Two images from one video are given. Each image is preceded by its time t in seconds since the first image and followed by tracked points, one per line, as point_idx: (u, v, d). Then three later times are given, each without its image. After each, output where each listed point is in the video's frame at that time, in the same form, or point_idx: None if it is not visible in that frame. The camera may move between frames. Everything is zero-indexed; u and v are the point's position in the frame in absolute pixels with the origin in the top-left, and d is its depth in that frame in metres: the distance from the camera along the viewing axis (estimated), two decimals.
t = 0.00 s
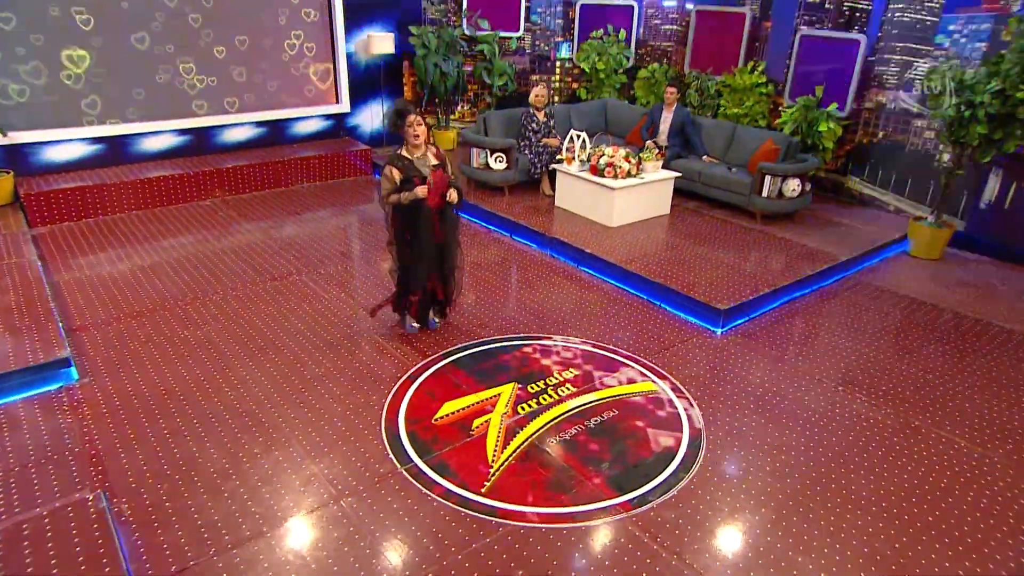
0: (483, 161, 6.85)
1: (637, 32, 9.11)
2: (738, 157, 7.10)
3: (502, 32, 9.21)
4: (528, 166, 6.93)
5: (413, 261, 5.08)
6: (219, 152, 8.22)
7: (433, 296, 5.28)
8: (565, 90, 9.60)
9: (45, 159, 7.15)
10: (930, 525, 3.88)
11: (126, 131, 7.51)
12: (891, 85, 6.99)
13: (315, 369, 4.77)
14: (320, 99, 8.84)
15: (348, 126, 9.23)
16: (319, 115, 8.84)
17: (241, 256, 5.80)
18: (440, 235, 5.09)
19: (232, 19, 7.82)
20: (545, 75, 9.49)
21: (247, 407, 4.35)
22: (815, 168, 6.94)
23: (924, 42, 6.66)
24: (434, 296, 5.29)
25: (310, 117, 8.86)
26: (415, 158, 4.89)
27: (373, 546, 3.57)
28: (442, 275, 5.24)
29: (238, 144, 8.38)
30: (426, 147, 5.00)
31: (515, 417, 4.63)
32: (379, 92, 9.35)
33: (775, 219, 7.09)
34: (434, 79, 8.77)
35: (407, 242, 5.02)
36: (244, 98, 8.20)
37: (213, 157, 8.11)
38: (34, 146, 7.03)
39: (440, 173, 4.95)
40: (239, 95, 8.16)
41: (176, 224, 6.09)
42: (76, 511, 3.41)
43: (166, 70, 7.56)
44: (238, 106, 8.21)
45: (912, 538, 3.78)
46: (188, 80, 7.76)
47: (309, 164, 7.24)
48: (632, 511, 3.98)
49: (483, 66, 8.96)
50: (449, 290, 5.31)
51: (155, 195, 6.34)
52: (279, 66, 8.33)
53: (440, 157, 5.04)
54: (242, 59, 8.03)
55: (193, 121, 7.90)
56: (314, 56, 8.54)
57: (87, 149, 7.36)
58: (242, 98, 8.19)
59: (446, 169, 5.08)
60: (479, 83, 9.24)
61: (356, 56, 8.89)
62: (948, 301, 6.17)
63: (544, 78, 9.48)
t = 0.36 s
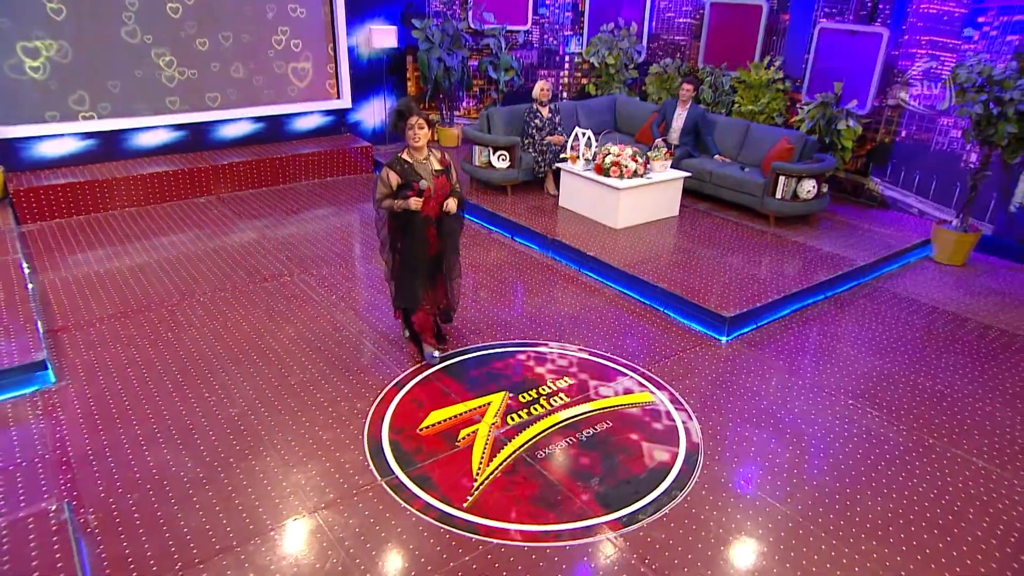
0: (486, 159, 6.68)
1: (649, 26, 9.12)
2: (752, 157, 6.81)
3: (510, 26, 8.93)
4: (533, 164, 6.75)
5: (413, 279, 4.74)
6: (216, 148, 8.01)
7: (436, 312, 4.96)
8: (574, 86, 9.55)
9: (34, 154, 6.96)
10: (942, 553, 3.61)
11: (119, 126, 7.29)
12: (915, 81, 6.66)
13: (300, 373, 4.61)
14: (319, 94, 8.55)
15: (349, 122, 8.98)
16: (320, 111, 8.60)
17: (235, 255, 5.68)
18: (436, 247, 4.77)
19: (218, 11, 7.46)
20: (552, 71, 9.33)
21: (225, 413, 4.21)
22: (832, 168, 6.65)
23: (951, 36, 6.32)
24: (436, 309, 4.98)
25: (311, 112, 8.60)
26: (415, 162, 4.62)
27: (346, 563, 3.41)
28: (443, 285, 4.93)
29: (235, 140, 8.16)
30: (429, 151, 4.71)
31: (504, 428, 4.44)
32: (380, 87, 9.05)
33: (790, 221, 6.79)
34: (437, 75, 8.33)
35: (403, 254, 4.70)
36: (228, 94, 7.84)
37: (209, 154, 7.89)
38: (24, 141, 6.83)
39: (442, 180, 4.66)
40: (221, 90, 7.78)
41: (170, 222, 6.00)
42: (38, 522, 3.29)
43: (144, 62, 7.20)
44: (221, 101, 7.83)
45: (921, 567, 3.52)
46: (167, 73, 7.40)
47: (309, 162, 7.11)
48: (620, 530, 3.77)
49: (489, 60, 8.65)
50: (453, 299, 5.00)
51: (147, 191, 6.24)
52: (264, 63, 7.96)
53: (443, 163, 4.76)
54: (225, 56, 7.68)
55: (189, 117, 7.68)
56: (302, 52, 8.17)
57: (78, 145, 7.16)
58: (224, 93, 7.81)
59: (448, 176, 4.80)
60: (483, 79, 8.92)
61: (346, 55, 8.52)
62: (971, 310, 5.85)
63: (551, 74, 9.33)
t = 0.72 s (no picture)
0: (489, 158, 6.50)
1: (662, 20, 8.67)
2: (767, 157, 6.53)
3: (518, 19, 8.72)
4: (537, 163, 6.58)
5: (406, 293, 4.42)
6: (212, 145, 7.86)
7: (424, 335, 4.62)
8: (585, 81, 9.29)
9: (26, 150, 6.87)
10: None
11: (112, 121, 7.20)
12: (943, 77, 6.30)
13: (284, 380, 4.44)
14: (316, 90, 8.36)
15: (353, 118, 8.79)
16: (321, 108, 8.45)
17: (228, 255, 5.54)
18: (435, 263, 4.46)
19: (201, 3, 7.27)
20: (563, 65, 9.08)
21: (201, 420, 4.04)
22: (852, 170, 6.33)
23: (982, 28, 5.96)
24: (426, 333, 4.65)
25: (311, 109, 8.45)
26: (413, 168, 4.31)
27: None
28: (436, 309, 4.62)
29: (232, 137, 8.01)
30: (428, 156, 4.38)
31: (491, 440, 4.21)
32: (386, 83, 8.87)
33: (807, 224, 6.48)
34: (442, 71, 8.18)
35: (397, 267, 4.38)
36: (209, 89, 7.65)
37: (205, 151, 7.77)
38: (16, 136, 6.76)
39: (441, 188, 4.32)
40: (203, 87, 7.62)
41: (163, 222, 5.91)
42: None
43: (118, 57, 7.01)
44: (202, 98, 7.65)
45: None
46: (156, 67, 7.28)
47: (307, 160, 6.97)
48: (607, 552, 3.53)
49: (496, 55, 8.56)
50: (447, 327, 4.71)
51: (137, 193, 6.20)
52: (248, 59, 7.75)
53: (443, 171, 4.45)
54: (208, 52, 7.49)
55: (185, 112, 7.58)
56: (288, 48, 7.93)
57: (71, 140, 7.06)
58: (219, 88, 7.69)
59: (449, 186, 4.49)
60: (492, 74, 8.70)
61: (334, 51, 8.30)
62: (1000, 322, 5.50)
63: (562, 68, 9.07)
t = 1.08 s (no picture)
0: (493, 155, 6.34)
1: (679, 12, 8.17)
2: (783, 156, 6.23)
3: (528, 12, 8.40)
4: (543, 161, 6.37)
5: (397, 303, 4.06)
6: (210, 139, 7.80)
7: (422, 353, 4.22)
8: (597, 75, 8.80)
9: (19, 143, 6.83)
10: None
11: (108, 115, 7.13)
12: (975, 72, 5.93)
13: (267, 386, 4.27)
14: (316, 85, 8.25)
15: (354, 113, 8.68)
16: (320, 101, 8.31)
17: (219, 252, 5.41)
18: (434, 275, 4.04)
19: None
20: (575, 59, 8.68)
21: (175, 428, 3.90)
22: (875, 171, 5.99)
23: (1019, 19, 5.58)
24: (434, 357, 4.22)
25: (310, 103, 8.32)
26: (410, 173, 4.01)
27: None
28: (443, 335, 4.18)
29: (231, 131, 7.93)
30: (429, 160, 4.08)
31: (475, 452, 3.96)
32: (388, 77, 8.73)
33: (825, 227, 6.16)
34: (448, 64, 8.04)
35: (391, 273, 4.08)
36: (192, 83, 7.47)
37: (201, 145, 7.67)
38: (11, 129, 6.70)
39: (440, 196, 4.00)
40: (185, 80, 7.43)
41: (156, 219, 5.82)
42: None
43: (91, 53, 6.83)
44: (184, 92, 7.46)
45: None
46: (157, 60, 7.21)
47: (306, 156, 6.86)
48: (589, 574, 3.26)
49: (505, 47, 8.22)
50: (458, 359, 4.22)
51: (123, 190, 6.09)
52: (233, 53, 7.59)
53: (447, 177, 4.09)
54: (189, 47, 7.31)
55: (181, 106, 7.48)
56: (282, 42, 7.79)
57: (67, 133, 7.01)
58: (220, 82, 7.63)
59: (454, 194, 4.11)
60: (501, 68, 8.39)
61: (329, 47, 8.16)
62: None
63: (574, 62, 8.67)
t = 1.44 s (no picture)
0: (496, 152, 6.14)
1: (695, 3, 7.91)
2: (801, 155, 5.89)
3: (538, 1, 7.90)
4: (548, 158, 6.15)
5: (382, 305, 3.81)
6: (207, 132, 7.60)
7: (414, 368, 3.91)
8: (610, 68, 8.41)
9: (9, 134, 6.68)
10: None
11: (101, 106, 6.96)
12: (1012, 66, 5.54)
13: (247, 391, 4.07)
14: (319, 77, 8.02)
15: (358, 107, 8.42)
16: (323, 95, 8.08)
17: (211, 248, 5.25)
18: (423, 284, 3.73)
19: None
20: (588, 53, 8.19)
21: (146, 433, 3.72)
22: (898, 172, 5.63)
23: None
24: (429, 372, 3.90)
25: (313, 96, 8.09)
26: (407, 171, 3.68)
27: None
28: (436, 347, 3.87)
29: (228, 124, 7.73)
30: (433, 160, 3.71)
31: (457, 462, 3.70)
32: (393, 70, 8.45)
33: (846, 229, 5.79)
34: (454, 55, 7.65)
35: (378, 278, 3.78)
36: (171, 75, 7.18)
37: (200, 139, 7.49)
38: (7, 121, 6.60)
39: (433, 201, 3.66)
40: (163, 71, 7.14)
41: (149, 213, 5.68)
42: None
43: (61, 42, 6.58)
44: (161, 83, 7.17)
45: None
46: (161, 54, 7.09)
47: (306, 151, 6.72)
48: None
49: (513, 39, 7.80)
50: (453, 374, 3.93)
51: (115, 182, 5.95)
52: (215, 44, 7.28)
53: (449, 181, 3.72)
54: (166, 38, 7.02)
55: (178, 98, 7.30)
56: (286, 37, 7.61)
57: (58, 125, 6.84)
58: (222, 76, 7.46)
59: (453, 200, 3.74)
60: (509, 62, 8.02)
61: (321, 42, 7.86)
62: None
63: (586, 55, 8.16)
